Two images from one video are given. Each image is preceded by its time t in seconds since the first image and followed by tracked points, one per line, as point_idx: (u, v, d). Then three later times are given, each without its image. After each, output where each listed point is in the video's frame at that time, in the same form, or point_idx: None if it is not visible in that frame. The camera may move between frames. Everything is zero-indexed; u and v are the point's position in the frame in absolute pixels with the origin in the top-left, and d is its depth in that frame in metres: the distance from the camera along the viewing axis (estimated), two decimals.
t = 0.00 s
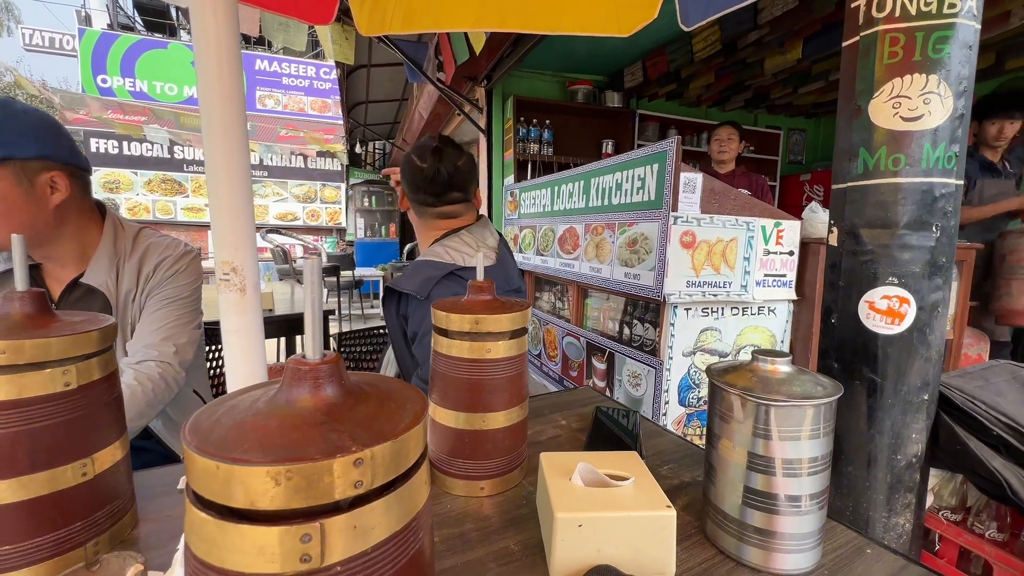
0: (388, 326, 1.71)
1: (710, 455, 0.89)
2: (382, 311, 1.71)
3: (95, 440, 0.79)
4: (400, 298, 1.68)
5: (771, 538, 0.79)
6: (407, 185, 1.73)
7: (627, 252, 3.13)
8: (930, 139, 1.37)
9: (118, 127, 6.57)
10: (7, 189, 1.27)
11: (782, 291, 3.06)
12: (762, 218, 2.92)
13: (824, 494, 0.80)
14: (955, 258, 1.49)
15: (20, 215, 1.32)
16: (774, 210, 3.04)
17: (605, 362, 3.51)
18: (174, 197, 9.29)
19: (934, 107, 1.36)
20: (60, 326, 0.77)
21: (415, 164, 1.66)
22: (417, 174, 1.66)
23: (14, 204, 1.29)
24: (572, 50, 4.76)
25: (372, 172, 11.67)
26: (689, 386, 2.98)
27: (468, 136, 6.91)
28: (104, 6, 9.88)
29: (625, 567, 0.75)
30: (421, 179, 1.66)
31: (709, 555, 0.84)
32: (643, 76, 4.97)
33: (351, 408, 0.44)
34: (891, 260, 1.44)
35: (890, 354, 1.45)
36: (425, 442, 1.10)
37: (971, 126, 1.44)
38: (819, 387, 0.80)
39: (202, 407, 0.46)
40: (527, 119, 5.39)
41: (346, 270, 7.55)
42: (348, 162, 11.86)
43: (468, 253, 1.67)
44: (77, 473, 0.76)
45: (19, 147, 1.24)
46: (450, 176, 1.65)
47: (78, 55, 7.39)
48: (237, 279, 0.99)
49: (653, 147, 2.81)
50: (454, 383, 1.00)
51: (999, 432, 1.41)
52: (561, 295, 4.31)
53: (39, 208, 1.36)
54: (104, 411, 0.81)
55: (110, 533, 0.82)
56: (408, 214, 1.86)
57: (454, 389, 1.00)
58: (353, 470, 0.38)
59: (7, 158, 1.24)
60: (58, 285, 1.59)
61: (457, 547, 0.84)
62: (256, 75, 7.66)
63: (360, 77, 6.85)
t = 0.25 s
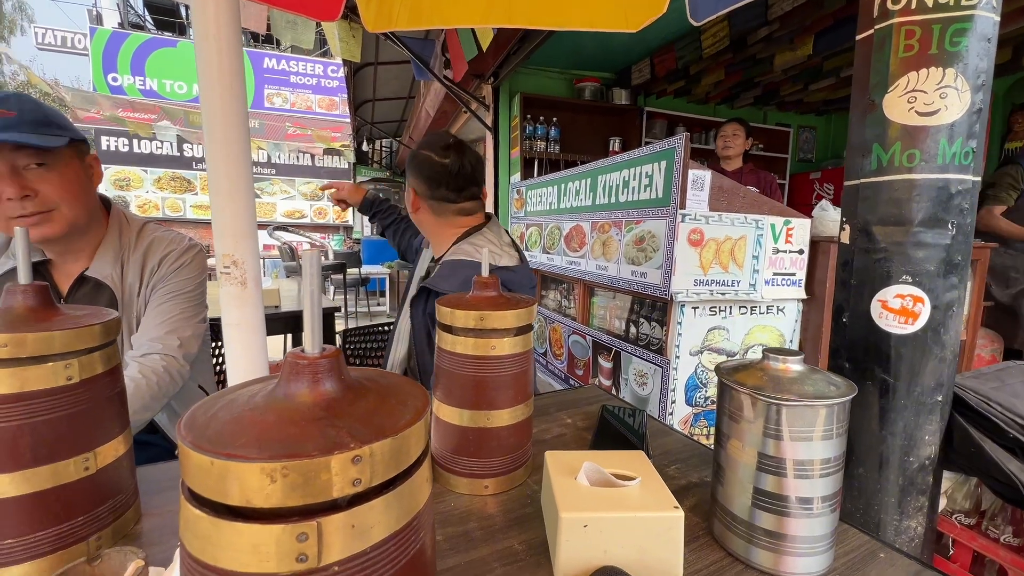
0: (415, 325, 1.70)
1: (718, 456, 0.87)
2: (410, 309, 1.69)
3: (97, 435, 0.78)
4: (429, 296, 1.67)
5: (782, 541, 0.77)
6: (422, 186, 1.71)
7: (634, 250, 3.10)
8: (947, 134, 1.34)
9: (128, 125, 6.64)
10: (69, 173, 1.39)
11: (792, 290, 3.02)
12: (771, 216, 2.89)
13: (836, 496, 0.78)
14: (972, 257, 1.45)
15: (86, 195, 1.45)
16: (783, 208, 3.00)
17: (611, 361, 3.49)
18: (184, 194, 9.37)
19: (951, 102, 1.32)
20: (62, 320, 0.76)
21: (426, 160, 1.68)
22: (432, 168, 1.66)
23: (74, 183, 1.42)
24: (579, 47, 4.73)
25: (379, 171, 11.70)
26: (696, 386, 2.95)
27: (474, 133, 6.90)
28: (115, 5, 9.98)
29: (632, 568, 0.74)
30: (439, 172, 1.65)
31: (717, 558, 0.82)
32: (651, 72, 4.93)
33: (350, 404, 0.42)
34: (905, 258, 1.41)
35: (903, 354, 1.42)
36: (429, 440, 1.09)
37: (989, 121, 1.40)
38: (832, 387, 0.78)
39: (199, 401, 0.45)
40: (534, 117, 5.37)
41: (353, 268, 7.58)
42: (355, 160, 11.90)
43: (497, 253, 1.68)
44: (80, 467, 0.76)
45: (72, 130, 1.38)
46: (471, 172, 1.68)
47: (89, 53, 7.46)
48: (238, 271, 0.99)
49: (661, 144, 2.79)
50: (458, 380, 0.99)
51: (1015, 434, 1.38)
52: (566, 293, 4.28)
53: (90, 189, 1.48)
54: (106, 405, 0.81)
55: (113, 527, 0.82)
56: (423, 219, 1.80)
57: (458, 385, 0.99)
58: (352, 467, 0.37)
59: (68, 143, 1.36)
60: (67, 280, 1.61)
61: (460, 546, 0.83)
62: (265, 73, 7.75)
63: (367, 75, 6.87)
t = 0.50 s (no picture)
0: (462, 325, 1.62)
1: (735, 450, 0.88)
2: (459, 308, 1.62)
3: (129, 423, 0.81)
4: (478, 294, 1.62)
5: (798, 534, 0.77)
6: (468, 181, 1.85)
7: (645, 248, 3.10)
8: (966, 131, 1.33)
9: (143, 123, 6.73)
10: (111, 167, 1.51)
11: (805, 288, 2.99)
12: (785, 214, 2.87)
13: (853, 491, 0.79)
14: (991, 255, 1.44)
15: (125, 186, 1.56)
16: (797, 206, 2.97)
17: (621, 359, 3.50)
18: (196, 192, 9.48)
19: (971, 98, 1.31)
20: (97, 311, 0.79)
21: (463, 157, 1.86)
22: (474, 162, 1.88)
23: (114, 176, 1.52)
24: (590, 44, 4.72)
25: (389, 169, 11.75)
26: (707, 384, 2.94)
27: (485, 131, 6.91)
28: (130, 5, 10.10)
29: (649, 558, 0.75)
30: (479, 164, 1.89)
31: (734, 550, 0.83)
32: (663, 70, 4.91)
33: (385, 390, 0.44)
34: (922, 256, 1.40)
35: (919, 352, 1.42)
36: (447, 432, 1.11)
37: (1011, 117, 1.38)
38: (850, 381, 0.78)
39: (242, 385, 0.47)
40: (544, 114, 5.36)
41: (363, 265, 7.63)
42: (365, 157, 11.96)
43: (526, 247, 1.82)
44: (114, 453, 0.79)
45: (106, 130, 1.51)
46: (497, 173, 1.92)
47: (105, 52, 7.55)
48: (270, 263, 1.02)
49: (673, 142, 2.78)
50: (476, 373, 1.00)
51: None
52: (575, 291, 4.28)
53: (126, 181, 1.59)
54: (138, 394, 0.83)
55: (144, 513, 0.84)
56: (464, 218, 1.87)
57: (476, 379, 1.00)
58: (391, 448, 0.39)
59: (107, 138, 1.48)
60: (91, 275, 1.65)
61: (479, 535, 0.85)
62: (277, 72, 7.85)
63: (378, 74, 6.90)
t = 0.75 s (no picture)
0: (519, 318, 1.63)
1: (756, 443, 0.87)
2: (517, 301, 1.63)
3: (158, 409, 0.83)
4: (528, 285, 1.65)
5: (821, 528, 0.77)
6: (491, 179, 1.87)
7: (658, 244, 3.08)
8: (993, 124, 1.29)
9: (160, 122, 6.85)
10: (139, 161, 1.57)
11: (821, 286, 2.96)
12: (801, 211, 2.83)
13: (877, 486, 0.78)
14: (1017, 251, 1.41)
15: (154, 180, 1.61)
16: (814, 203, 2.94)
17: (633, 356, 3.49)
18: (211, 189, 9.61)
19: (998, 90, 1.28)
20: (127, 299, 0.81)
21: (483, 155, 1.87)
22: (493, 159, 1.91)
23: (143, 171, 1.58)
24: (603, 40, 4.68)
25: (400, 167, 11.82)
26: (720, 382, 2.92)
27: (496, 129, 6.91)
28: (148, 6, 10.28)
29: (669, 549, 0.75)
30: (496, 161, 1.92)
31: (754, 544, 0.82)
32: (676, 66, 4.87)
33: (417, 372, 0.45)
34: (945, 252, 1.38)
35: (941, 349, 1.39)
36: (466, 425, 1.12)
37: None
38: (875, 374, 0.78)
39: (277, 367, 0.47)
40: (556, 111, 5.34)
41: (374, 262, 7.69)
42: (377, 156, 12.03)
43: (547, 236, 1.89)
44: (143, 438, 0.81)
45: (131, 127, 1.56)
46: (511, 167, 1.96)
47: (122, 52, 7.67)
48: (298, 251, 1.01)
49: (688, 137, 2.75)
50: (495, 365, 1.01)
51: None
52: (587, 288, 4.26)
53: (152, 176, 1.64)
54: (166, 381, 0.85)
55: (171, 497, 0.86)
56: (490, 216, 1.90)
57: (495, 370, 1.01)
58: (426, 428, 0.39)
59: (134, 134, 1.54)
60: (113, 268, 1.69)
61: (499, 525, 0.86)
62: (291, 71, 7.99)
63: (390, 72, 6.93)
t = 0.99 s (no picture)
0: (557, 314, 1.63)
1: (781, 441, 0.86)
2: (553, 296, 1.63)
3: (183, 401, 0.84)
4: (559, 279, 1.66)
5: (849, 529, 0.75)
6: (501, 181, 1.85)
7: (673, 242, 3.05)
8: None
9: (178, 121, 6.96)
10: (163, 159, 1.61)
11: (840, 285, 2.90)
12: (820, 208, 2.78)
13: (908, 487, 0.76)
14: None
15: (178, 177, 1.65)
16: (833, 200, 2.88)
17: (647, 355, 3.47)
18: (227, 187, 9.74)
19: None
20: (154, 292, 0.81)
21: (489, 157, 1.81)
22: (497, 160, 1.85)
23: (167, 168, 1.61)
24: (617, 36, 4.64)
25: (413, 165, 11.88)
26: (736, 381, 2.88)
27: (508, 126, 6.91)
28: (166, 7, 10.44)
29: (693, 547, 0.74)
30: (499, 162, 1.86)
31: (780, 544, 0.81)
32: (691, 62, 4.82)
33: (448, 364, 0.44)
34: (974, 249, 1.34)
35: (970, 349, 1.35)
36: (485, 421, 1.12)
37: None
38: (907, 373, 0.76)
39: (308, 358, 0.48)
40: (569, 108, 5.32)
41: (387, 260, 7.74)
42: (389, 154, 12.11)
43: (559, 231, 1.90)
44: (169, 429, 0.82)
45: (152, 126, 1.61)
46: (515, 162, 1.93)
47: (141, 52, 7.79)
48: (324, 244, 1.02)
49: (704, 134, 2.72)
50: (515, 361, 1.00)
51: None
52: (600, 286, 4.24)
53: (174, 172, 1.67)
54: (190, 373, 0.86)
55: (196, 488, 0.87)
56: (505, 217, 1.89)
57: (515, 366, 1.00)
58: (460, 419, 0.39)
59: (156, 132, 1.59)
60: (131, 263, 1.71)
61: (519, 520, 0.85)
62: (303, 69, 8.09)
63: (403, 70, 6.97)
